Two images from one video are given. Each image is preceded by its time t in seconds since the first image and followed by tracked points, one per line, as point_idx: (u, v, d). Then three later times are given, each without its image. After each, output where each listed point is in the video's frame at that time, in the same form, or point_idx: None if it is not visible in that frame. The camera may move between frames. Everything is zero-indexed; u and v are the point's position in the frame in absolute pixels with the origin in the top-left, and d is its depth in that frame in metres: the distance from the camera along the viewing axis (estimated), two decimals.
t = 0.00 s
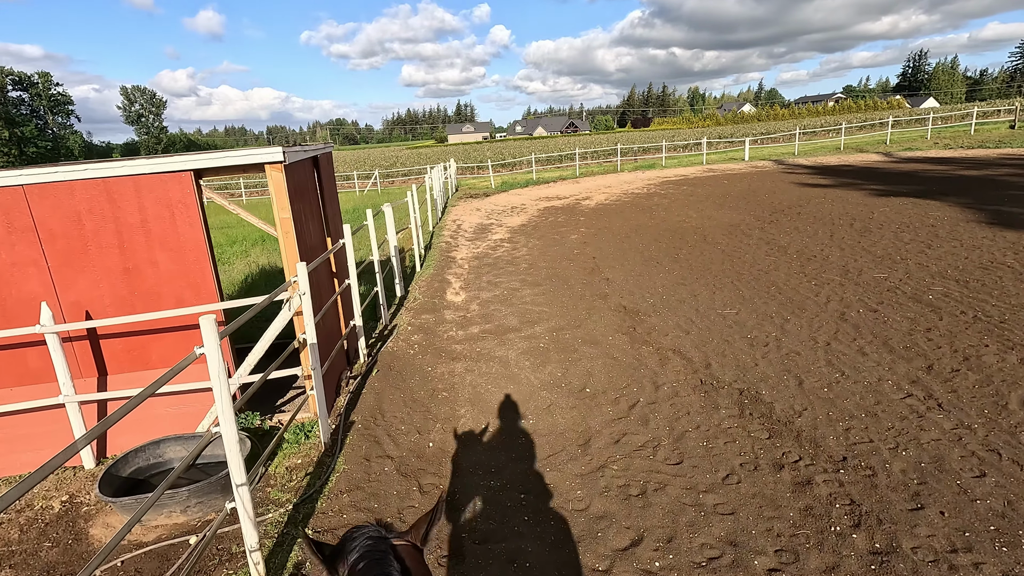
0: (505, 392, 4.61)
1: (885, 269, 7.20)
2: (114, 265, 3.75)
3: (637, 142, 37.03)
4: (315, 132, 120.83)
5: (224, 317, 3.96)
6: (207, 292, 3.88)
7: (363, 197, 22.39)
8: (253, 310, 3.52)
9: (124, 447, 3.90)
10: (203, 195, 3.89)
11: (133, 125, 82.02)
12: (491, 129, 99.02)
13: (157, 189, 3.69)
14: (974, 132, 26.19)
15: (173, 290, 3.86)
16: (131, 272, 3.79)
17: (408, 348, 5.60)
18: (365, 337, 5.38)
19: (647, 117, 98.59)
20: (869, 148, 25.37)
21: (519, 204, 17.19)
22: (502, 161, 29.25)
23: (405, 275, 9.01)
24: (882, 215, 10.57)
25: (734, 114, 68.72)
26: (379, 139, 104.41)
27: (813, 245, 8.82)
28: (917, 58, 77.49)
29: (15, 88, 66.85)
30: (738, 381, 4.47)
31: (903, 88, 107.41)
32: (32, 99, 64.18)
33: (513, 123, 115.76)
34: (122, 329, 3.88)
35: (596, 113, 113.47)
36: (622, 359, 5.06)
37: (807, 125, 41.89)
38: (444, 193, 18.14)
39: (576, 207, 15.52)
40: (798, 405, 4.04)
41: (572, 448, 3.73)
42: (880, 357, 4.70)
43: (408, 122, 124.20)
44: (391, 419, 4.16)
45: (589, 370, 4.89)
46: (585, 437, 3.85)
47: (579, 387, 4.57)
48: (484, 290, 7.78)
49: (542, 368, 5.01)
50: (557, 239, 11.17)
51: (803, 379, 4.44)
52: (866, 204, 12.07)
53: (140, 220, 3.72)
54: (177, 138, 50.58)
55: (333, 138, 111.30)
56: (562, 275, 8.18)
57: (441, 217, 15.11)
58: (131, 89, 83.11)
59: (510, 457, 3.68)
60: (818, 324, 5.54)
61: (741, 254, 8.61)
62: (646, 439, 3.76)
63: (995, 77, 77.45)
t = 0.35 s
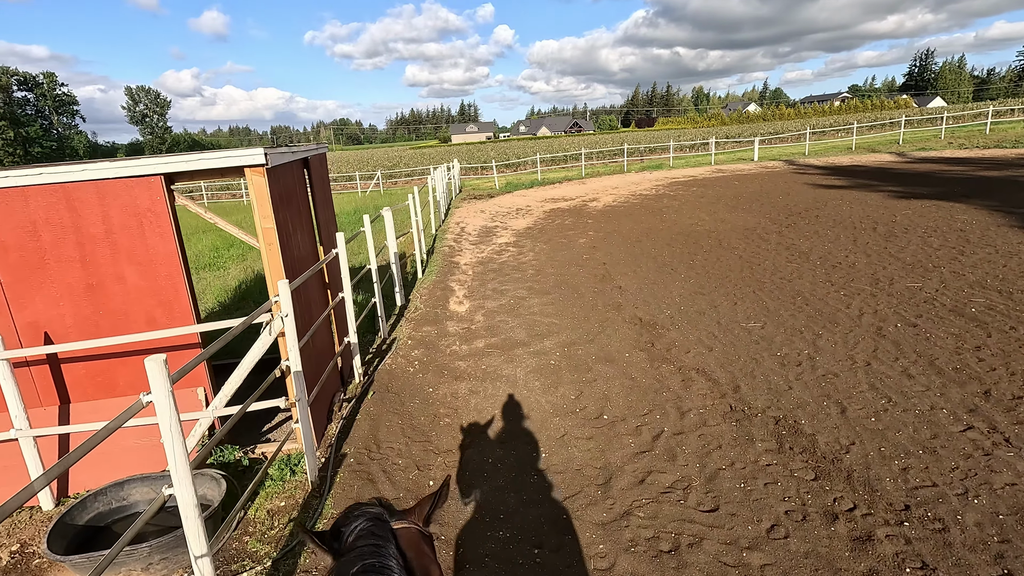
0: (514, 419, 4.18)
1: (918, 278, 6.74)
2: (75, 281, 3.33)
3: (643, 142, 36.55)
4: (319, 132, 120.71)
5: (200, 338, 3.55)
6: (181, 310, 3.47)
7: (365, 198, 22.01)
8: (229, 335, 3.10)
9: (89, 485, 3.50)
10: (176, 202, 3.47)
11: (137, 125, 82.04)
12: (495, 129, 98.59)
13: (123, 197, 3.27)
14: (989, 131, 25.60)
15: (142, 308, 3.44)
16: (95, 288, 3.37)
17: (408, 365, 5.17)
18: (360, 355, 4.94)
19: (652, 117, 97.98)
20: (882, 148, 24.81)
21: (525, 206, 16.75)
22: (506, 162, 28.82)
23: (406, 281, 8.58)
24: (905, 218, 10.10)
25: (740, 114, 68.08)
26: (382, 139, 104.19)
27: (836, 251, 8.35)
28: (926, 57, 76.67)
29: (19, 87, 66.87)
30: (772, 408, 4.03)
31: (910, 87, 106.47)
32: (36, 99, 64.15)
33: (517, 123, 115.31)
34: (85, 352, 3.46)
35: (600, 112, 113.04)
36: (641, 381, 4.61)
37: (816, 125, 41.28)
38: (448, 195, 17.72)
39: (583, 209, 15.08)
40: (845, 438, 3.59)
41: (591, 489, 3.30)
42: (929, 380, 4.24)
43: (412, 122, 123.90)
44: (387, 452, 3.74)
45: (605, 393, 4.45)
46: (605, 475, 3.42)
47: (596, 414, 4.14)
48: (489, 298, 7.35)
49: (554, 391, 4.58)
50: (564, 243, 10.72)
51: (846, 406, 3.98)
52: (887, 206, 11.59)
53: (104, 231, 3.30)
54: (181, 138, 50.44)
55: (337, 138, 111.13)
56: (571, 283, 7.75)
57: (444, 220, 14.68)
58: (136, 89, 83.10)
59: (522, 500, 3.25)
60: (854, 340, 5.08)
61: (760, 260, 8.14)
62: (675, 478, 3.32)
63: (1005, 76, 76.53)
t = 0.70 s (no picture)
0: (526, 455, 3.73)
1: (960, 288, 6.24)
2: (24, 303, 2.89)
3: (651, 142, 35.99)
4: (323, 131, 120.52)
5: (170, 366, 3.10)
6: (146, 334, 3.01)
7: (367, 199, 21.54)
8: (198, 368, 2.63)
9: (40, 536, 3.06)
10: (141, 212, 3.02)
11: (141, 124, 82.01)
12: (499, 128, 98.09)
13: (77, 206, 2.83)
14: (1008, 130, 24.94)
15: (101, 334, 2.99)
16: (47, 312, 2.92)
17: (409, 387, 4.72)
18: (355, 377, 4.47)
19: (657, 115, 97.23)
20: (896, 147, 24.18)
21: (531, 207, 16.26)
22: (511, 161, 28.31)
23: (408, 289, 8.13)
24: (934, 222, 9.58)
25: (747, 113, 67.29)
26: (387, 138, 103.89)
27: (865, 257, 7.86)
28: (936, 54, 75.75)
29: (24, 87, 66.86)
30: (820, 445, 3.55)
31: (919, 85, 105.37)
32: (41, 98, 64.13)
33: (521, 122, 114.84)
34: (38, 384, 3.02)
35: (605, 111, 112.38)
36: (668, 409, 4.14)
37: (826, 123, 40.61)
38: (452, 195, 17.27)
39: (592, 211, 14.61)
40: (910, 485, 3.11)
41: (619, 547, 2.84)
42: (996, 411, 3.75)
43: (416, 121, 123.58)
44: (384, 496, 3.29)
45: (627, 424, 3.98)
46: (634, 528, 2.96)
47: (618, 449, 3.68)
48: (496, 308, 6.89)
49: (571, 419, 4.12)
50: (574, 247, 10.23)
51: (906, 443, 3.50)
52: (912, 208, 11.07)
53: (56, 246, 2.86)
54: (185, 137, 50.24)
55: (341, 137, 110.92)
56: (584, 291, 7.27)
57: (448, 222, 14.21)
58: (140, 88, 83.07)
59: (538, 560, 2.80)
60: (902, 361, 4.60)
61: (785, 268, 7.64)
62: (717, 534, 2.86)
63: (1017, 73, 75.41)
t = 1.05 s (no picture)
0: (542, 496, 3.26)
1: (1010, 298, 5.73)
2: None
3: (659, 140, 35.41)
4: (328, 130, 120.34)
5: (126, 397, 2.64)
6: (95, 360, 2.55)
7: (370, 198, 21.12)
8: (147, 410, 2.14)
9: None
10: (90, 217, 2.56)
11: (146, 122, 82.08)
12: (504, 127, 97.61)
13: (9, 210, 2.37)
14: None
15: (42, 361, 2.54)
16: None
17: (409, 410, 4.25)
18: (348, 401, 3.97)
19: (664, 114, 96.49)
20: (912, 146, 23.56)
21: (538, 207, 15.77)
22: (517, 160, 27.83)
23: (410, 294, 7.67)
24: (967, 224, 9.05)
25: (755, 111, 66.52)
26: (392, 137, 103.54)
27: (898, 262, 7.35)
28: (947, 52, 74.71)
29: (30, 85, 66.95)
30: (883, 488, 3.06)
31: (929, 83, 104.10)
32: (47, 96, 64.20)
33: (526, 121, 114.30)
34: None
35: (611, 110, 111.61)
36: (700, 441, 3.66)
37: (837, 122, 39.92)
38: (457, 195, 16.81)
39: (601, 211, 14.13)
40: (1002, 543, 2.62)
41: None
42: None
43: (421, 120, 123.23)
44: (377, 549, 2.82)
45: (654, 458, 3.51)
46: None
47: (648, 491, 3.21)
48: (504, 318, 6.43)
49: (591, 451, 3.65)
50: (584, 250, 9.75)
51: (985, 487, 3.00)
52: (940, 209, 10.53)
53: None
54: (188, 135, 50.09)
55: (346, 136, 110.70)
56: (597, 299, 6.80)
57: (452, 223, 13.73)
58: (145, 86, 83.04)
59: None
60: (962, 384, 4.09)
61: (812, 275, 7.14)
62: None
63: None
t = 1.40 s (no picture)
0: (560, 550, 2.83)
1: None
2: None
3: (667, 140, 34.87)
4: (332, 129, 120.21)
5: (69, 445, 2.23)
6: (30, 404, 2.14)
7: (373, 199, 20.74)
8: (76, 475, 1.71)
9: None
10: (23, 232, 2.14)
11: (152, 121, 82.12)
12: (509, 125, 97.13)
13: None
14: None
15: None
16: None
17: (408, 439, 3.83)
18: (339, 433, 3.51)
19: (670, 113, 95.72)
20: (929, 145, 22.97)
21: (544, 209, 15.32)
22: (522, 160, 27.38)
23: (412, 302, 7.24)
24: (1002, 228, 8.55)
25: (763, 110, 65.77)
26: (396, 136, 103.26)
27: (934, 270, 6.87)
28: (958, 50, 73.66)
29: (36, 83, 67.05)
30: (962, 548, 2.60)
31: (940, 82, 102.88)
32: (53, 95, 64.27)
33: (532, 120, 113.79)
34: None
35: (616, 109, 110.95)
36: (738, 482, 3.21)
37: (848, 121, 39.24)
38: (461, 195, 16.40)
39: (611, 212, 13.69)
40: None
41: None
42: None
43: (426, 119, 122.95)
44: None
45: (687, 503, 3.07)
46: None
47: (683, 546, 2.77)
48: (512, 329, 6.01)
49: (614, 494, 3.21)
50: (595, 255, 9.30)
51: None
52: (970, 211, 10.01)
53: None
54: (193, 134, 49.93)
55: (351, 135, 110.53)
56: (612, 310, 6.35)
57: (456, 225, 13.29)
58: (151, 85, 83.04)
59: None
60: None
61: (842, 283, 6.67)
62: None
63: None
